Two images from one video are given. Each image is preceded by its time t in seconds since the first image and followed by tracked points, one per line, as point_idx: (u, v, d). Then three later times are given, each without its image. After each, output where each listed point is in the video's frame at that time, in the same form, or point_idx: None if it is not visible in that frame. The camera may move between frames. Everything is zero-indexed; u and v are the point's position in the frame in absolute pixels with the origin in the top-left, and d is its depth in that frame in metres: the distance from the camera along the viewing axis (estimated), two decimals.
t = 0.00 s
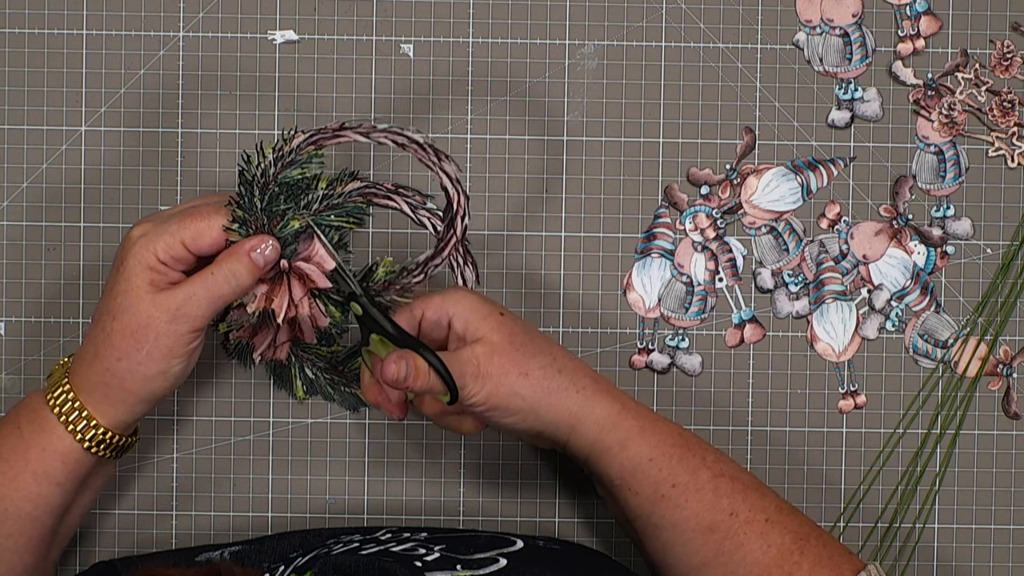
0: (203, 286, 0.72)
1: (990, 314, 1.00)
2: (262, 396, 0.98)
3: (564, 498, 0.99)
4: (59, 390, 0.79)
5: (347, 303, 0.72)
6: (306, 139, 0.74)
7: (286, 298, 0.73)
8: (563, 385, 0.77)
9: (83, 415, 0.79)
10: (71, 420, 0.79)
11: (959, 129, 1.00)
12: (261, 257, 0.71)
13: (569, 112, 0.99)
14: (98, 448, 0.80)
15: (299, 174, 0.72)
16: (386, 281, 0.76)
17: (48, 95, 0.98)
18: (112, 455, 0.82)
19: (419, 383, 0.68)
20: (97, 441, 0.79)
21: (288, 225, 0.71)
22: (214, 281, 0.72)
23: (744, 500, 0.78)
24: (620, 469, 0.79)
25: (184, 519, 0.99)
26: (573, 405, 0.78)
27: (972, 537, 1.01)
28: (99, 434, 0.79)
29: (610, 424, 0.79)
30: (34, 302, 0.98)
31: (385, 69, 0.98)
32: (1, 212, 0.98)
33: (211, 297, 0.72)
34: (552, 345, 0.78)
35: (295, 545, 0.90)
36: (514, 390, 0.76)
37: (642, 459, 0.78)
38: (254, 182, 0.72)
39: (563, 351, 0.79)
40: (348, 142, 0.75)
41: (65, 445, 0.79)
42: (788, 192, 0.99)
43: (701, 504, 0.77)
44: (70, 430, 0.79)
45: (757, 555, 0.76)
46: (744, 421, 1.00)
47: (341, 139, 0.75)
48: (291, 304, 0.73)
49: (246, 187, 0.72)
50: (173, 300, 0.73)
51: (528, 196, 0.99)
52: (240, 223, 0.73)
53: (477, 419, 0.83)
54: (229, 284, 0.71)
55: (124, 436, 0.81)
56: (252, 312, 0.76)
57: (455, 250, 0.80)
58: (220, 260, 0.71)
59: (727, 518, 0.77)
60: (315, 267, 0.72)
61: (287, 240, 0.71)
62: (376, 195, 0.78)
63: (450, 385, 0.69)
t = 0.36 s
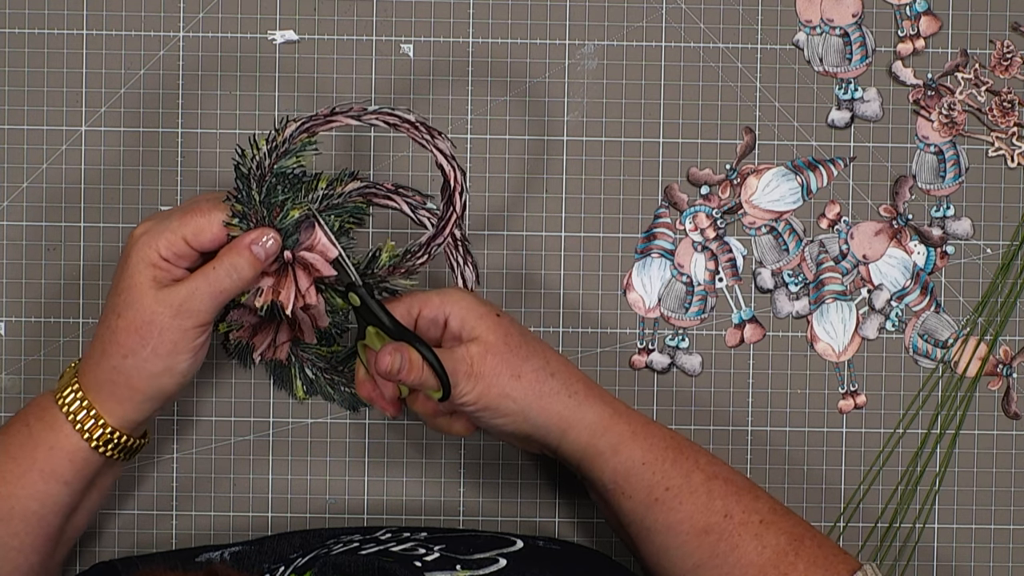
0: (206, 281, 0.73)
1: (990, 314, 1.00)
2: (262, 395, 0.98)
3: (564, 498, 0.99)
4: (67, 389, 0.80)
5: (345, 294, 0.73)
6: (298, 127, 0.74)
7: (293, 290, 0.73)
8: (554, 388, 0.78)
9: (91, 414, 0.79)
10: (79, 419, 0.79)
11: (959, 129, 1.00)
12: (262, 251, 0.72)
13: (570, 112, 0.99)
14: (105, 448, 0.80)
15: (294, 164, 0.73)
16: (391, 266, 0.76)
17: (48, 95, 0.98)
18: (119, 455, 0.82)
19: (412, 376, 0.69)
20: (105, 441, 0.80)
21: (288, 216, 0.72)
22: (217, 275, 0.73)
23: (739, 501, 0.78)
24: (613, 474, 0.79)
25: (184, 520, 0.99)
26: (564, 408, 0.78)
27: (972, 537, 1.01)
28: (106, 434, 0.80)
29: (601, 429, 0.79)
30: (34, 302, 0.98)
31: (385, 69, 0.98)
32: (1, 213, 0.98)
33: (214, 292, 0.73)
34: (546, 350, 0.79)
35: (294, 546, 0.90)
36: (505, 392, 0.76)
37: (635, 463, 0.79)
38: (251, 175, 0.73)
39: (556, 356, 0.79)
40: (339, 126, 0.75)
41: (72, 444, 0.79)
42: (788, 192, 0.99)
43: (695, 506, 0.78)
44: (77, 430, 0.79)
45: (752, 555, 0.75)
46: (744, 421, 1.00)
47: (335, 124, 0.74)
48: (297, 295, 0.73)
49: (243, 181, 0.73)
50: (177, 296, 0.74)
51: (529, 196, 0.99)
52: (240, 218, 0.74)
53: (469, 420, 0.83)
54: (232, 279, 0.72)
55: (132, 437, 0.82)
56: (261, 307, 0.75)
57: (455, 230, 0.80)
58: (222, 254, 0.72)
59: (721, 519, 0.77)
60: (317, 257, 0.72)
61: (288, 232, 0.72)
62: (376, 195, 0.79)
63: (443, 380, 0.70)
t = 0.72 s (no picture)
0: (217, 255, 0.72)
1: (990, 314, 1.00)
2: (262, 396, 0.98)
3: (564, 498, 0.99)
4: (85, 371, 0.78)
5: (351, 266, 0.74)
6: (303, 93, 0.74)
7: (305, 262, 0.74)
8: (553, 378, 0.77)
9: (111, 394, 0.77)
10: (98, 400, 0.77)
11: (959, 129, 0.99)
12: (273, 220, 0.72)
13: (570, 112, 0.99)
14: (126, 429, 0.78)
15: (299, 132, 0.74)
16: (399, 233, 0.78)
17: (48, 95, 0.98)
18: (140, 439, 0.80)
19: (411, 349, 0.69)
20: (125, 421, 0.78)
21: (295, 186, 0.73)
22: (228, 246, 0.72)
23: (738, 499, 0.78)
24: (612, 468, 0.79)
25: (184, 519, 0.99)
26: (562, 399, 0.78)
27: (972, 537, 1.01)
28: (127, 414, 0.78)
29: (599, 423, 0.79)
30: (34, 302, 0.98)
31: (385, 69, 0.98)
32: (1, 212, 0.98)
33: (225, 264, 0.72)
34: (547, 341, 0.79)
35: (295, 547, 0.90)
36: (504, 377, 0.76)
37: (634, 458, 0.79)
38: (257, 146, 0.74)
39: (558, 348, 0.79)
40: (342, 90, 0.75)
41: (91, 427, 0.78)
42: (788, 192, 0.99)
43: (693, 503, 0.78)
44: (96, 411, 0.78)
45: (749, 554, 0.75)
46: (744, 422, 1.00)
47: (337, 88, 0.75)
48: (310, 267, 0.74)
49: (250, 151, 0.74)
50: (188, 270, 0.73)
51: (528, 196, 0.99)
52: (248, 190, 0.75)
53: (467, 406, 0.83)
54: (242, 249, 0.72)
55: (153, 418, 0.80)
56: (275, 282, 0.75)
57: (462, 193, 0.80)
58: (232, 226, 0.72)
59: (720, 517, 0.77)
60: (326, 227, 0.73)
61: (297, 203, 0.73)
62: (376, 195, 0.84)
63: (442, 357, 0.70)
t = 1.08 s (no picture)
0: (224, 248, 0.72)
1: (990, 314, 1.00)
2: (263, 396, 0.98)
3: (565, 498, 0.99)
4: (102, 367, 0.79)
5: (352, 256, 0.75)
6: (303, 86, 0.76)
7: (314, 253, 0.74)
8: (548, 380, 0.77)
9: (128, 390, 0.78)
10: (115, 395, 0.78)
11: (959, 129, 1.00)
12: (279, 212, 0.72)
13: (570, 112, 0.99)
14: (141, 424, 0.79)
15: (301, 123, 0.74)
16: (407, 220, 0.81)
17: (48, 95, 0.98)
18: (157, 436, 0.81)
19: (409, 341, 0.68)
20: (141, 417, 0.78)
21: (301, 177, 0.73)
22: (233, 239, 0.71)
23: (735, 498, 0.78)
24: (608, 469, 0.79)
25: (184, 520, 0.99)
26: (556, 401, 0.78)
27: (972, 537, 1.01)
28: (143, 410, 0.78)
29: (595, 426, 0.79)
30: (34, 302, 0.98)
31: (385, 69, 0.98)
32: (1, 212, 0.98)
33: (231, 258, 0.72)
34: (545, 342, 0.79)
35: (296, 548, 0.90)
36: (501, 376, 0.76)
37: (630, 460, 0.79)
38: (261, 140, 0.74)
39: (555, 349, 0.79)
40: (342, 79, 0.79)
41: (107, 423, 0.78)
42: (788, 192, 0.99)
43: (690, 504, 0.78)
44: (113, 406, 0.78)
45: (747, 555, 0.75)
46: (744, 422, 1.00)
47: (337, 77, 0.78)
48: (319, 258, 0.74)
49: (253, 145, 0.74)
50: (196, 265, 0.73)
51: (529, 196, 0.99)
52: (253, 184, 0.75)
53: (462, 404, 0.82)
54: (247, 242, 0.71)
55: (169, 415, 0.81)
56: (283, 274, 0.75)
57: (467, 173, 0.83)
58: (237, 220, 0.72)
59: (717, 519, 0.77)
60: (334, 217, 0.73)
61: (303, 194, 0.73)
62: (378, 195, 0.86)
63: (440, 351, 0.70)
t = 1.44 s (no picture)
0: (227, 250, 0.72)
1: (990, 314, 1.00)
2: (262, 396, 0.98)
3: (565, 498, 0.99)
4: (108, 369, 0.79)
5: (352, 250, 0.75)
6: (301, 87, 0.75)
7: (318, 253, 0.75)
8: (540, 385, 0.77)
9: (134, 393, 0.78)
10: (121, 397, 0.78)
11: (959, 129, 1.00)
12: (282, 214, 0.72)
13: (570, 112, 0.99)
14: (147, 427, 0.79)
15: (300, 125, 0.73)
16: (412, 216, 0.79)
17: (48, 95, 0.98)
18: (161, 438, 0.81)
19: (402, 338, 0.69)
20: (146, 420, 0.79)
21: (304, 178, 0.74)
22: (235, 241, 0.72)
23: (727, 501, 0.78)
24: (599, 475, 0.79)
25: (184, 520, 0.99)
26: (546, 407, 0.78)
27: (972, 537, 1.01)
28: (149, 413, 0.78)
29: (586, 431, 0.79)
30: (34, 302, 0.98)
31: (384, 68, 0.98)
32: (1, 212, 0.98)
33: (234, 260, 0.72)
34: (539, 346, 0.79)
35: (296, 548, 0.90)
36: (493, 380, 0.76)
37: (621, 465, 0.79)
38: (260, 142, 0.73)
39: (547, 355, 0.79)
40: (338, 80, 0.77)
41: (113, 425, 0.78)
42: (788, 192, 0.99)
43: (683, 508, 0.78)
44: (118, 409, 0.78)
45: (742, 557, 0.76)
46: (744, 421, 1.00)
47: (334, 78, 0.77)
48: (323, 258, 0.75)
49: (253, 148, 0.74)
50: (200, 268, 0.73)
51: (529, 196, 0.99)
52: (255, 186, 0.75)
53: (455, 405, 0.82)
54: (249, 244, 0.71)
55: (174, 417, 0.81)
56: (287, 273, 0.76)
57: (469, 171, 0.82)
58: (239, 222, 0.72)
59: (711, 521, 0.77)
60: (337, 216, 0.74)
61: (305, 195, 0.74)
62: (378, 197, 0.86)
63: (433, 349, 0.70)
